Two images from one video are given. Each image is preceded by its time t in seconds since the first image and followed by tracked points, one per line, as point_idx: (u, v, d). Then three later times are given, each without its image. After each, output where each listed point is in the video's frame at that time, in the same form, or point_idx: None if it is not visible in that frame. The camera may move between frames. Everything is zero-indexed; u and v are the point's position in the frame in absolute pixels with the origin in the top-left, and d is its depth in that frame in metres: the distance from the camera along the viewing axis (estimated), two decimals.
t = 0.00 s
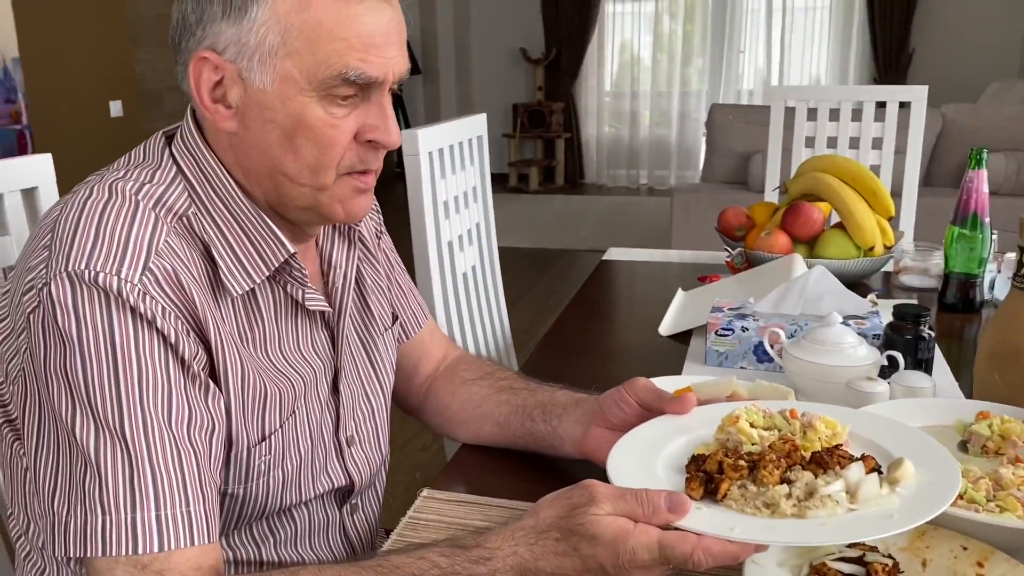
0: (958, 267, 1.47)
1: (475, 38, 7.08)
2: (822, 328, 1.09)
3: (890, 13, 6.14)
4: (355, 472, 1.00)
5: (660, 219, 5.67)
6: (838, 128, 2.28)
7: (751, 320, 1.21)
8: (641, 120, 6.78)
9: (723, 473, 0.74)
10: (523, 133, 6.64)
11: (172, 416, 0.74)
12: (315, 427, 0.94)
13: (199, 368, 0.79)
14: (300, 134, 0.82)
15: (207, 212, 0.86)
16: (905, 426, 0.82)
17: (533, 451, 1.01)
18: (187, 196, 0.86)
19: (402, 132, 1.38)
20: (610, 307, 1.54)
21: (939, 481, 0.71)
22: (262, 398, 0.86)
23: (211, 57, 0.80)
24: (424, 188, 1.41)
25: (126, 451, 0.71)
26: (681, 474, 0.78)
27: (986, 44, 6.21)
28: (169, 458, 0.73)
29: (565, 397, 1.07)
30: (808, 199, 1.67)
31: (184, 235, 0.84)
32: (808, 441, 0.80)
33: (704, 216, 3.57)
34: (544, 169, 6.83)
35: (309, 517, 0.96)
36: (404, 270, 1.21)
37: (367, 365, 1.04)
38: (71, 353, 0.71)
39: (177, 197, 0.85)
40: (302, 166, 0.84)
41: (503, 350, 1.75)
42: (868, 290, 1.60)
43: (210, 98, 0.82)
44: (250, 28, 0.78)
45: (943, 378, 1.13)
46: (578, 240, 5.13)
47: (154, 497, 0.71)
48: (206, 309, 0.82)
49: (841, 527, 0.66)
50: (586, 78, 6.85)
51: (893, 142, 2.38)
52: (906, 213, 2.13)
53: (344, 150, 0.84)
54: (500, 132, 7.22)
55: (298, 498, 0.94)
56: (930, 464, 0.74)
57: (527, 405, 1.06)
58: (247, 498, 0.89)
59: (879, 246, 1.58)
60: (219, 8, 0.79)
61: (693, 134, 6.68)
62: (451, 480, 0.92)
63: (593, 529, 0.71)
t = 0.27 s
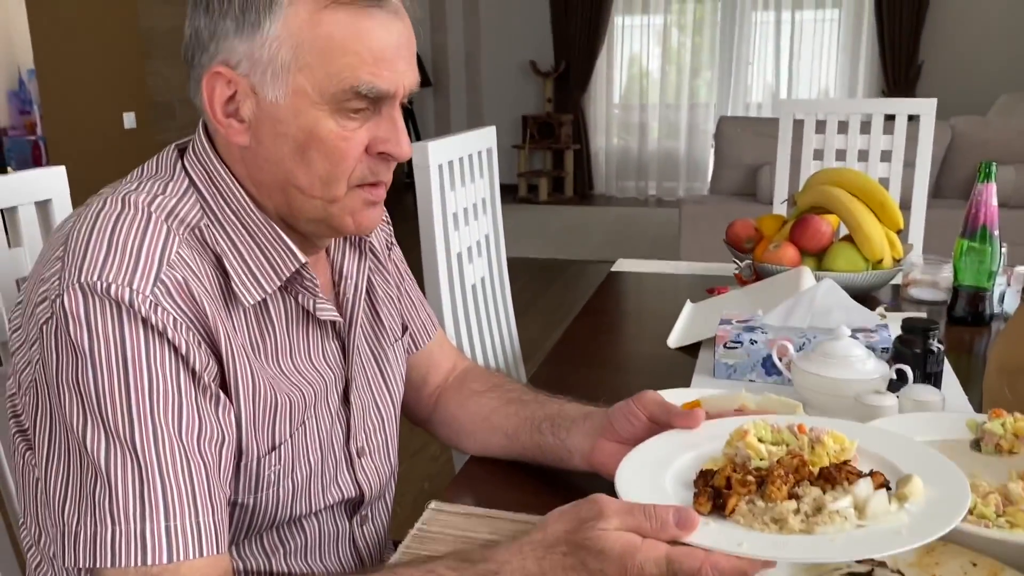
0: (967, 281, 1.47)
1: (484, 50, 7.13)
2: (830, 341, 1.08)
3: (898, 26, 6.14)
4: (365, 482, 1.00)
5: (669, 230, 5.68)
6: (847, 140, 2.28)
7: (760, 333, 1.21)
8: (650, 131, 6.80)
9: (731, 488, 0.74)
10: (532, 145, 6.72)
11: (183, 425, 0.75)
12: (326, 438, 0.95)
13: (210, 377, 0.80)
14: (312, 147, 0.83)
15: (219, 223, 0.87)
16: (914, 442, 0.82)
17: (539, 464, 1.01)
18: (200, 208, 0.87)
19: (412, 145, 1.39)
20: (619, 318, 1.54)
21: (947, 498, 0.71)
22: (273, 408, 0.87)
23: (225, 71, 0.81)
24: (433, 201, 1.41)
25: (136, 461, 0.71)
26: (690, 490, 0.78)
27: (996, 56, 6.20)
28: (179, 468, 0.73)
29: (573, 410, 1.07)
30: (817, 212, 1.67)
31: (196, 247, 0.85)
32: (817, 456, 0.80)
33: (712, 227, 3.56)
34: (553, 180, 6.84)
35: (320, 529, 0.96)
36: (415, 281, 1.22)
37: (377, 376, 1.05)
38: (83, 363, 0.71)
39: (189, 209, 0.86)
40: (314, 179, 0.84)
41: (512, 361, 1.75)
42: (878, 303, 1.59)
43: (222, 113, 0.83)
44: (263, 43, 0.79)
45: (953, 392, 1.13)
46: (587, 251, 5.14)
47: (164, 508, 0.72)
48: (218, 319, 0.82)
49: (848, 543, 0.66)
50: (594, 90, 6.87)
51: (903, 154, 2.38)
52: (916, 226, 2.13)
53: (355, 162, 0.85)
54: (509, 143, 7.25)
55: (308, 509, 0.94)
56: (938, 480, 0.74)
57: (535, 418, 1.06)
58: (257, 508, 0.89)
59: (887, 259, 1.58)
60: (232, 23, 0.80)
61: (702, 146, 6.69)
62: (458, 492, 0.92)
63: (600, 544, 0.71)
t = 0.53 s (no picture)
0: (974, 286, 1.47)
1: (486, 56, 7.13)
2: (836, 347, 1.08)
3: (901, 29, 6.14)
4: (370, 490, 1.00)
5: (672, 235, 5.67)
6: (852, 144, 2.27)
7: (765, 338, 1.20)
8: (652, 135, 6.79)
9: (741, 498, 0.74)
10: (535, 150, 6.72)
11: (189, 434, 0.74)
12: (331, 446, 0.94)
13: (216, 386, 0.80)
14: (318, 152, 0.82)
15: (223, 231, 0.87)
16: (923, 449, 0.81)
17: (545, 472, 1.00)
18: (204, 216, 0.87)
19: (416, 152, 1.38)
20: (624, 324, 1.54)
21: (959, 506, 0.71)
22: (278, 416, 0.86)
23: (229, 79, 0.81)
24: (437, 208, 1.41)
25: (141, 471, 0.71)
26: (699, 499, 0.78)
27: (999, 59, 6.20)
28: (184, 478, 0.73)
29: (579, 418, 1.06)
30: (822, 217, 1.66)
31: (201, 254, 0.84)
32: (826, 464, 0.79)
33: (716, 231, 3.56)
34: (556, 184, 6.84)
35: (326, 538, 0.96)
36: (420, 288, 1.22)
37: (383, 383, 1.05)
38: (86, 373, 0.71)
39: (193, 216, 0.85)
40: (321, 186, 0.84)
41: (516, 367, 1.74)
42: (884, 308, 1.59)
43: (227, 120, 0.82)
44: (268, 49, 0.79)
45: (961, 398, 1.12)
46: (591, 255, 5.13)
47: (169, 518, 0.71)
48: (223, 327, 0.82)
49: (861, 553, 0.65)
50: (597, 95, 6.88)
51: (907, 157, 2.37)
52: (921, 230, 2.12)
53: (361, 167, 0.85)
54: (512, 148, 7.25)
55: (314, 518, 0.94)
56: (950, 488, 0.74)
57: (541, 425, 1.06)
58: (263, 518, 0.89)
59: (893, 263, 1.57)
60: (236, 29, 0.80)
61: (705, 150, 6.68)
62: (465, 501, 0.92)
63: (609, 555, 0.71)
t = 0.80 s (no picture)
0: (973, 286, 1.47)
1: (484, 61, 7.14)
2: (837, 348, 1.08)
3: (898, 29, 6.15)
4: (373, 494, 1.00)
5: (672, 237, 5.68)
6: (850, 146, 2.28)
7: (765, 340, 1.21)
8: (651, 138, 6.80)
9: (745, 499, 0.74)
10: (534, 153, 6.73)
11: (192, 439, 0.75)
12: (333, 449, 0.95)
13: (218, 391, 0.80)
14: (323, 151, 0.83)
15: (224, 237, 0.87)
16: (925, 451, 0.82)
17: (548, 474, 1.01)
18: (205, 222, 0.87)
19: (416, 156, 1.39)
20: (625, 326, 1.54)
21: (961, 507, 0.71)
22: (281, 421, 0.87)
23: (229, 82, 0.81)
24: (437, 211, 1.42)
25: (145, 475, 0.71)
26: (704, 502, 0.78)
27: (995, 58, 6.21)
28: (187, 482, 0.73)
29: (582, 420, 1.07)
30: (821, 218, 1.67)
31: (203, 260, 0.85)
32: (829, 467, 0.79)
33: (715, 233, 3.56)
34: (555, 188, 6.85)
35: (329, 542, 0.96)
36: (420, 292, 1.22)
37: (384, 387, 1.05)
38: (90, 378, 0.71)
39: (195, 222, 0.86)
40: (328, 184, 0.85)
41: (518, 370, 1.75)
42: (883, 309, 1.59)
43: (228, 123, 0.83)
44: (267, 50, 0.79)
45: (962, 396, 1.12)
46: (590, 258, 5.13)
47: (173, 522, 0.72)
48: (225, 332, 0.82)
49: (864, 553, 0.66)
50: (595, 98, 6.89)
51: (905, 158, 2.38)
52: (920, 231, 2.13)
53: (367, 163, 0.85)
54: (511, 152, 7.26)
55: (317, 522, 0.94)
56: (952, 489, 0.74)
57: (544, 427, 1.06)
58: (266, 522, 0.89)
59: (892, 263, 1.58)
60: (234, 31, 0.80)
61: (703, 152, 6.70)
62: (467, 505, 0.92)
63: (616, 558, 0.71)
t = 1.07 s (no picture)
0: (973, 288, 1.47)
1: (481, 65, 7.12)
2: (838, 352, 1.08)
3: (894, 31, 6.16)
4: (372, 502, 1.00)
5: (670, 240, 5.67)
6: (848, 149, 2.28)
7: (766, 344, 1.20)
8: (648, 142, 6.80)
9: (749, 508, 0.74)
10: (531, 157, 6.72)
11: (190, 448, 0.74)
12: (332, 457, 0.94)
13: (216, 399, 0.79)
14: (318, 156, 0.82)
15: (222, 244, 0.87)
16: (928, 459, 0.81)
17: (549, 481, 1.00)
18: (202, 229, 0.86)
19: (413, 161, 1.38)
20: (624, 332, 1.53)
21: (965, 516, 0.71)
22: (279, 429, 0.86)
23: (224, 87, 0.80)
24: (435, 216, 1.41)
25: (142, 485, 0.70)
26: (707, 510, 0.78)
27: (992, 60, 6.22)
28: (186, 491, 0.72)
29: (582, 426, 1.06)
30: (820, 221, 1.66)
31: (200, 267, 0.84)
32: (833, 475, 0.79)
33: (713, 237, 3.56)
34: (553, 192, 6.84)
35: (327, 550, 0.96)
36: (418, 298, 1.21)
37: (383, 394, 1.04)
38: (87, 386, 0.70)
39: (192, 229, 0.85)
40: (323, 191, 0.84)
41: (517, 376, 1.74)
42: (883, 312, 1.59)
43: (224, 129, 0.82)
44: (261, 55, 0.79)
45: (963, 400, 1.12)
46: (588, 262, 5.13)
47: (172, 532, 0.71)
48: (223, 340, 0.82)
49: (870, 564, 0.66)
50: (592, 102, 6.89)
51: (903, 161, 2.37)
52: (919, 233, 2.12)
53: (362, 167, 0.84)
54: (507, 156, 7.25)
55: (315, 531, 0.93)
56: (956, 497, 0.74)
57: (543, 434, 1.06)
58: (265, 531, 0.89)
59: (892, 267, 1.57)
60: (228, 37, 0.80)
61: (701, 156, 6.69)
62: (467, 512, 0.91)
63: (621, 568, 0.71)
